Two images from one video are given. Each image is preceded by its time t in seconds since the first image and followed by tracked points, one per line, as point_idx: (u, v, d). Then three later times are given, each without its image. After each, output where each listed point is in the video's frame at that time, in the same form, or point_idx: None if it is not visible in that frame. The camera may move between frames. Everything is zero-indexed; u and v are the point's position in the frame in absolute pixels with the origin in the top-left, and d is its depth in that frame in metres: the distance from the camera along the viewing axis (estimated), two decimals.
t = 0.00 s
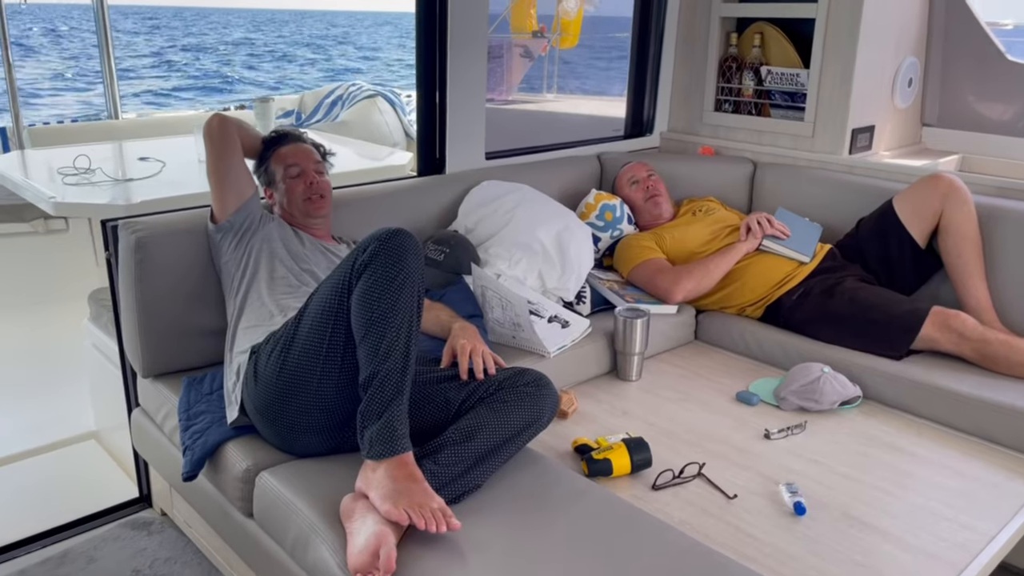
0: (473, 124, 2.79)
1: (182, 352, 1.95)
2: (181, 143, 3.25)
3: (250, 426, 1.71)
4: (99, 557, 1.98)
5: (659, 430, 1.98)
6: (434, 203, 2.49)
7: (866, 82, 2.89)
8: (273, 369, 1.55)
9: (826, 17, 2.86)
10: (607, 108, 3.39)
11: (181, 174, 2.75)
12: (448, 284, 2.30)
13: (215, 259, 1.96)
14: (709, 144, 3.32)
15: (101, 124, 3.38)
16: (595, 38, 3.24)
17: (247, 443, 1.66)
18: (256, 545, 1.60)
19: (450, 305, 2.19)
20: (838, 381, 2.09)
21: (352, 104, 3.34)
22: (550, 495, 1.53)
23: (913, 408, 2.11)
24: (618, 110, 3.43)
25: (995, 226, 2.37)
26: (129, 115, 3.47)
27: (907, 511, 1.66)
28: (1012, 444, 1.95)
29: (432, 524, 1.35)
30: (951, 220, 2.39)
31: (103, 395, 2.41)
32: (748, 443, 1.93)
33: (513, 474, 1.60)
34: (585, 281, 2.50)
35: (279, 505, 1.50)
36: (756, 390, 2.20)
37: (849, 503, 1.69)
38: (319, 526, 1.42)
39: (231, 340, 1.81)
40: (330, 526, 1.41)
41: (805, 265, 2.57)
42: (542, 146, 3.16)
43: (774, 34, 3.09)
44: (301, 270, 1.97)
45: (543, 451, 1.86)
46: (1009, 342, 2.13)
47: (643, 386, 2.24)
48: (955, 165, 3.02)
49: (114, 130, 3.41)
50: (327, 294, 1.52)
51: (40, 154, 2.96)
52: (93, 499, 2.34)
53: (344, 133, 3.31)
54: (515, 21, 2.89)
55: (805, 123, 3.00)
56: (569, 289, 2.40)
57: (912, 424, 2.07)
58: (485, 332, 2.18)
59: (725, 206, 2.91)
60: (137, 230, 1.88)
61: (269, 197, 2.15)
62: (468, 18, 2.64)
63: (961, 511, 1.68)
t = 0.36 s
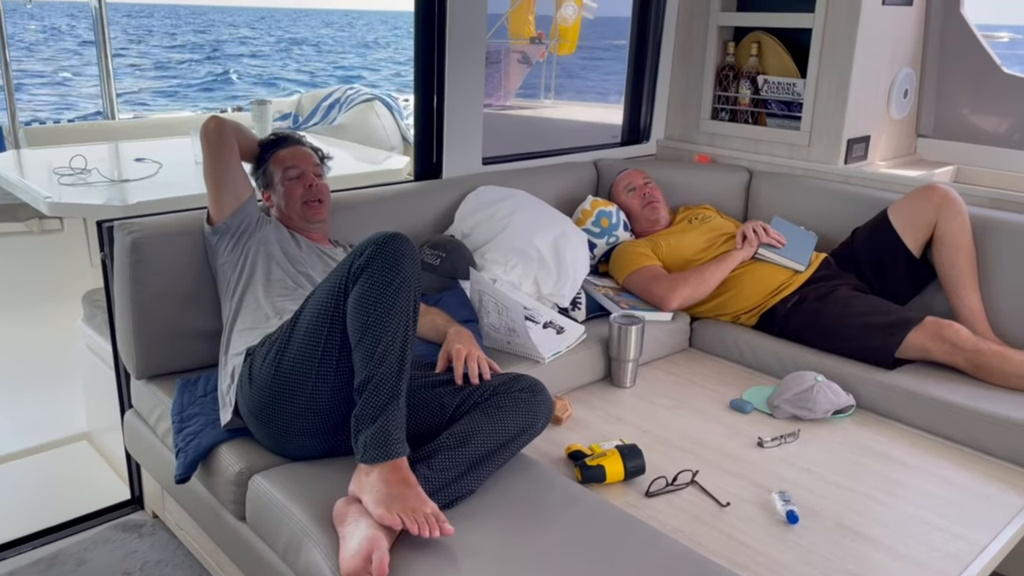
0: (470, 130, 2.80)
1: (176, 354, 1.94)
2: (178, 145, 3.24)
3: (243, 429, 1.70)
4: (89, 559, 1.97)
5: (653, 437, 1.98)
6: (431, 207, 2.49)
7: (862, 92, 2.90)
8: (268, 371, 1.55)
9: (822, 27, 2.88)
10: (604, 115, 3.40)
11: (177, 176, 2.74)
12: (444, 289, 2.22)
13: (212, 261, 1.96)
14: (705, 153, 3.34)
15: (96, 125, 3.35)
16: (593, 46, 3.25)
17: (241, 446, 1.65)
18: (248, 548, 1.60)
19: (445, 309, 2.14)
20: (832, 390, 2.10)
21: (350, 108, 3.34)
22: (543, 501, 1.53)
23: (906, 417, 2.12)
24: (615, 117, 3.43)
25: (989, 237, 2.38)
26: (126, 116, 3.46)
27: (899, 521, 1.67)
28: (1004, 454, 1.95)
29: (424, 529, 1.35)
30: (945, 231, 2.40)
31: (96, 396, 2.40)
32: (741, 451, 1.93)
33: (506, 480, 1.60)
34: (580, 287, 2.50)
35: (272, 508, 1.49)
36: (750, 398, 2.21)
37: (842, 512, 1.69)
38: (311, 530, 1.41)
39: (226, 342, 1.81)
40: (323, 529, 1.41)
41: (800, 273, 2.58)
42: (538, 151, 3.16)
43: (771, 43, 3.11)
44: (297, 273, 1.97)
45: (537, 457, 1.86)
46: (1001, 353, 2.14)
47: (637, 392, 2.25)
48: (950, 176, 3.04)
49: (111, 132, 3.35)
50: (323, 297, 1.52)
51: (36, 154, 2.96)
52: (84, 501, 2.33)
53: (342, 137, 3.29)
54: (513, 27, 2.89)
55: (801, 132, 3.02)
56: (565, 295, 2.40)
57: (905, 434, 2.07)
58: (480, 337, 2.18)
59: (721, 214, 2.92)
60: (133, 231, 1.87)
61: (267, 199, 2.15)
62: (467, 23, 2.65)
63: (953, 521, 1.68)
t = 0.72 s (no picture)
0: (466, 130, 2.79)
1: (168, 352, 1.94)
2: (173, 143, 3.23)
3: (235, 428, 1.70)
4: (78, 557, 1.96)
5: (645, 439, 1.98)
6: (426, 207, 2.49)
7: (858, 97, 2.91)
8: (261, 370, 1.54)
9: (819, 31, 2.88)
10: (601, 117, 3.40)
11: (172, 174, 2.73)
12: (438, 289, 2.26)
13: (205, 259, 1.95)
14: (701, 155, 3.34)
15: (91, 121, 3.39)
16: (590, 48, 3.25)
17: (232, 445, 1.65)
18: (238, 548, 1.59)
19: (440, 310, 2.14)
20: (825, 394, 2.10)
21: (347, 107, 3.32)
22: (535, 502, 1.53)
23: (899, 422, 2.12)
24: (611, 119, 3.43)
25: (983, 242, 2.39)
26: (122, 114, 3.45)
27: (891, 525, 1.67)
28: (996, 459, 1.96)
29: (415, 530, 1.34)
30: (940, 236, 2.40)
31: (87, 394, 2.39)
32: (734, 455, 1.93)
33: (498, 481, 1.60)
34: (574, 289, 2.50)
35: (262, 508, 1.49)
36: (743, 401, 2.21)
37: (833, 516, 1.69)
38: (301, 530, 1.41)
39: (219, 341, 1.80)
40: (313, 529, 1.40)
41: (795, 277, 2.58)
42: (535, 153, 3.16)
43: (768, 47, 3.11)
44: (291, 272, 1.96)
45: (529, 459, 1.86)
46: (994, 359, 2.15)
47: (630, 395, 2.24)
48: (944, 181, 3.04)
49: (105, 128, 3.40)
50: (318, 296, 1.51)
51: (29, 150, 2.94)
52: (73, 500, 2.32)
53: (339, 137, 3.32)
54: (512, 28, 2.89)
55: (797, 136, 3.02)
56: (559, 296, 2.40)
57: (897, 439, 2.07)
58: (473, 338, 2.17)
59: (716, 217, 2.92)
60: (126, 229, 1.87)
61: (261, 197, 2.14)
62: (462, 23, 2.64)
63: (944, 526, 1.68)
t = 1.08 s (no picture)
0: (464, 129, 2.79)
1: (167, 351, 1.94)
2: (171, 142, 3.23)
3: (234, 427, 1.70)
4: (77, 556, 1.96)
5: (644, 437, 1.98)
6: (424, 206, 2.49)
7: (856, 95, 2.91)
8: (259, 369, 1.54)
9: (817, 30, 2.88)
10: (599, 116, 3.40)
11: (170, 172, 2.73)
12: (436, 288, 2.29)
13: (203, 258, 1.95)
14: (699, 154, 3.34)
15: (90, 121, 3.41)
16: (588, 48, 3.26)
17: (230, 444, 1.65)
18: (237, 547, 1.59)
19: (438, 309, 2.16)
20: (823, 392, 2.10)
21: (345, 106, 3.33)
22: (534, 501, 1.53)
23: (897, 420, 2.12)
24: (609, 118, 3.44)
25: (980, 240, 2.39)
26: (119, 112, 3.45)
27: (889, 523, 1.67)
28: (994, 457, 1.96)
29: (414, 529, 1.34)
30: (938, 234, 2.41)
31: (86, 393, 2.39)
32: (732, 453, 1.93)
33: (496, 480, 1.60)
34: (573, 288, 2.50)
35: (261, 507, 1.49)
36: (741, 399, 2.21)
37: (832, 514, 1.69)
38: (300, 528, 1.41)
39: (217, 340, 1.80)
40: (312, 528, 1.40)
41: (793, 275, 2.59)
42: (532, 151, 3.16)
43: (766, 45, 3.11)
44: (289, 271, 1.96)
45: (528, 457, 1.86)
46: (992, 356, 2.15)
47: (628, 393, 2.25)
48: (941, 180, 3.04)
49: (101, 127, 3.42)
50: (316, 295, 1.51)
51: (27, 149, 2.94)
52: (72, 499, 2.32)
53: (338, 136, 3.32)
54: (509, 27, 2.89)
55: (794, 134, 3.02)
56: (557, 295, 2.40)
57: (895, 436, 2.08)
58: (472, 337, 2.17)
59: (714, 215, 2.92)
60: (124, 228, 1.87)
61: (260, 196, 2.13)
62: (460, 22, 2.64)
63: (942, 524, 1.68)
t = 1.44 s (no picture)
0: (459, 127, 2.79)
1: (164, 353, 1.94)
2: (166, 143, 3.22)
3: (231, 427, 1.70)
4: (77, 558, 1.96)
5: (642, 433, 1.99)
6: (420, 205, 2.49)
7: (850, 89, 2.92)
8: (256, 369, 1.54)
9: (810, 24, 2.89)
10: (594, 113, 3.40)
11: (166, 174, 2.73)
12: (433, 286, 2.27)
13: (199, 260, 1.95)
14: (694, 150, 3.34)
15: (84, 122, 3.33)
16: (582, 45, 3.26)
17: (229, 444, 1.65)
18: (236, 547, 1.59)
19: (434, 307, 2.16)
20: (820, 385, 2.11)
21: (339, 105, 3.32)
22: (532, 497, 1.53)
23: (894, 413, 2.13)
24: (604, 114, 3.44)
25: (975, 232, 2.40)
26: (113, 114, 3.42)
27: (887, 515, 1.68)
28: (991, 448, 1.97)
29: (413, 526, 1.35)
30: (933, 227, 2.42)
31: (84, 395, 2.39)
32: (730, 447, 1.94)
33: (495, 477, 1.60)
34: (569, 284, 2.51)
35: (260, 507, 1.49)
36: (739, 393, 2.22)
37: (830, 507, 1.70)
38: (300, 527, 1.41)
39: (213, 342, 1.80)
40: (311, 527, 1.41)
41: (788, 270, 2.59)
42: (527, 149, 3.16)
43: (760, 40, 3.11)
44: (285, 271, 1.96)
45: (526, 454, 1.86)
46: (987, 348, 2.16)
47: (626, 389, 2.25)
48: (936, 173, 3.05)
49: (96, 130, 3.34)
50: (312, 295, 1.51)
51: (21, 152, 2.93)
52: (71, 501, 2.32)
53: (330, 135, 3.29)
54: (503, 25, 2.90)
55: (789, 129, 3.03)
56: (553, 292, 2.40)
57: (892, 429, 2.08)
58: (469, 335, 2.18)
59: (709, 211, 2.92)
60: (120, 229, 1.87)
61: (258, 192, 2.12)
62: (454, 20, 2.64)
63: (939, 515, 1.69)
